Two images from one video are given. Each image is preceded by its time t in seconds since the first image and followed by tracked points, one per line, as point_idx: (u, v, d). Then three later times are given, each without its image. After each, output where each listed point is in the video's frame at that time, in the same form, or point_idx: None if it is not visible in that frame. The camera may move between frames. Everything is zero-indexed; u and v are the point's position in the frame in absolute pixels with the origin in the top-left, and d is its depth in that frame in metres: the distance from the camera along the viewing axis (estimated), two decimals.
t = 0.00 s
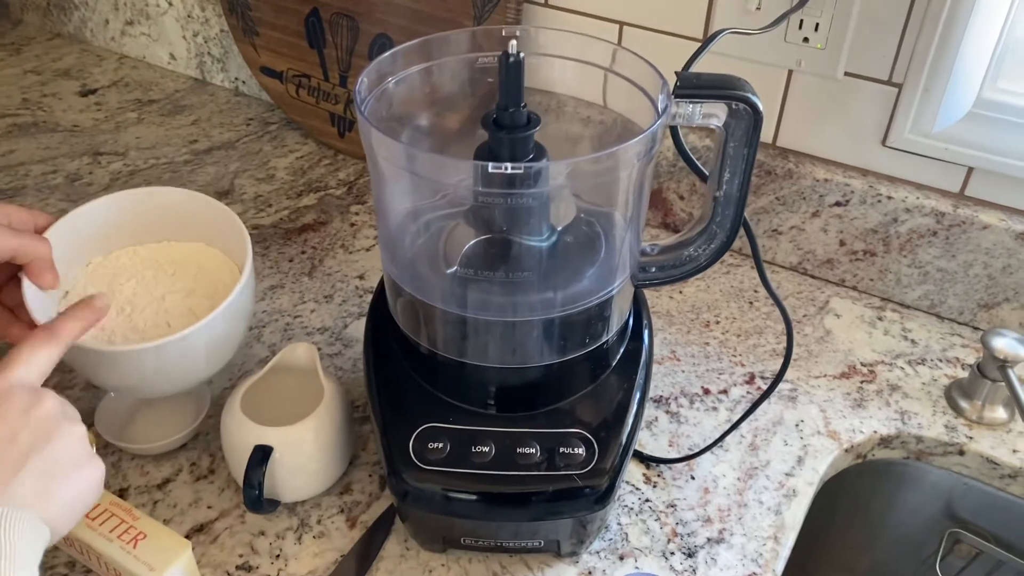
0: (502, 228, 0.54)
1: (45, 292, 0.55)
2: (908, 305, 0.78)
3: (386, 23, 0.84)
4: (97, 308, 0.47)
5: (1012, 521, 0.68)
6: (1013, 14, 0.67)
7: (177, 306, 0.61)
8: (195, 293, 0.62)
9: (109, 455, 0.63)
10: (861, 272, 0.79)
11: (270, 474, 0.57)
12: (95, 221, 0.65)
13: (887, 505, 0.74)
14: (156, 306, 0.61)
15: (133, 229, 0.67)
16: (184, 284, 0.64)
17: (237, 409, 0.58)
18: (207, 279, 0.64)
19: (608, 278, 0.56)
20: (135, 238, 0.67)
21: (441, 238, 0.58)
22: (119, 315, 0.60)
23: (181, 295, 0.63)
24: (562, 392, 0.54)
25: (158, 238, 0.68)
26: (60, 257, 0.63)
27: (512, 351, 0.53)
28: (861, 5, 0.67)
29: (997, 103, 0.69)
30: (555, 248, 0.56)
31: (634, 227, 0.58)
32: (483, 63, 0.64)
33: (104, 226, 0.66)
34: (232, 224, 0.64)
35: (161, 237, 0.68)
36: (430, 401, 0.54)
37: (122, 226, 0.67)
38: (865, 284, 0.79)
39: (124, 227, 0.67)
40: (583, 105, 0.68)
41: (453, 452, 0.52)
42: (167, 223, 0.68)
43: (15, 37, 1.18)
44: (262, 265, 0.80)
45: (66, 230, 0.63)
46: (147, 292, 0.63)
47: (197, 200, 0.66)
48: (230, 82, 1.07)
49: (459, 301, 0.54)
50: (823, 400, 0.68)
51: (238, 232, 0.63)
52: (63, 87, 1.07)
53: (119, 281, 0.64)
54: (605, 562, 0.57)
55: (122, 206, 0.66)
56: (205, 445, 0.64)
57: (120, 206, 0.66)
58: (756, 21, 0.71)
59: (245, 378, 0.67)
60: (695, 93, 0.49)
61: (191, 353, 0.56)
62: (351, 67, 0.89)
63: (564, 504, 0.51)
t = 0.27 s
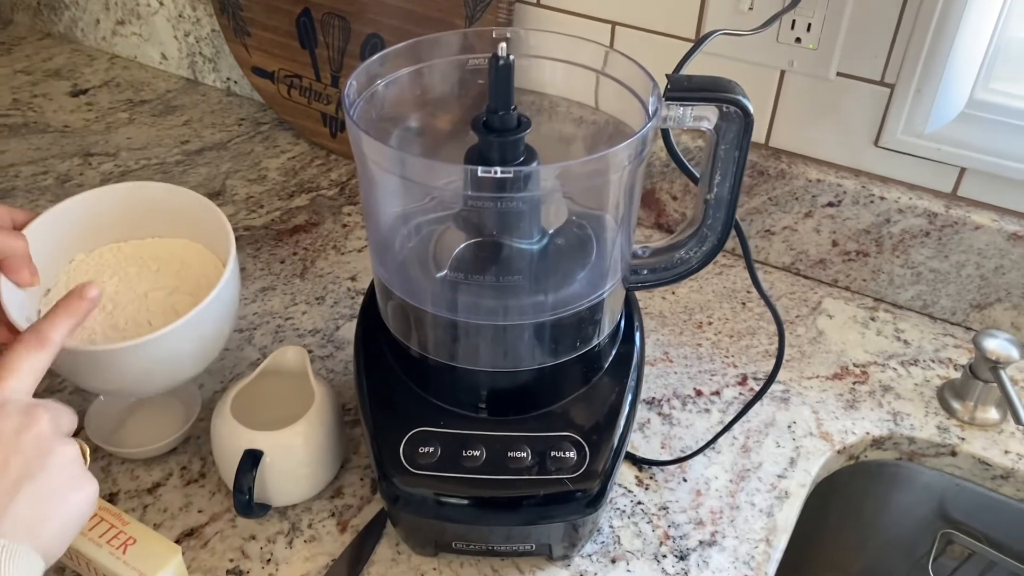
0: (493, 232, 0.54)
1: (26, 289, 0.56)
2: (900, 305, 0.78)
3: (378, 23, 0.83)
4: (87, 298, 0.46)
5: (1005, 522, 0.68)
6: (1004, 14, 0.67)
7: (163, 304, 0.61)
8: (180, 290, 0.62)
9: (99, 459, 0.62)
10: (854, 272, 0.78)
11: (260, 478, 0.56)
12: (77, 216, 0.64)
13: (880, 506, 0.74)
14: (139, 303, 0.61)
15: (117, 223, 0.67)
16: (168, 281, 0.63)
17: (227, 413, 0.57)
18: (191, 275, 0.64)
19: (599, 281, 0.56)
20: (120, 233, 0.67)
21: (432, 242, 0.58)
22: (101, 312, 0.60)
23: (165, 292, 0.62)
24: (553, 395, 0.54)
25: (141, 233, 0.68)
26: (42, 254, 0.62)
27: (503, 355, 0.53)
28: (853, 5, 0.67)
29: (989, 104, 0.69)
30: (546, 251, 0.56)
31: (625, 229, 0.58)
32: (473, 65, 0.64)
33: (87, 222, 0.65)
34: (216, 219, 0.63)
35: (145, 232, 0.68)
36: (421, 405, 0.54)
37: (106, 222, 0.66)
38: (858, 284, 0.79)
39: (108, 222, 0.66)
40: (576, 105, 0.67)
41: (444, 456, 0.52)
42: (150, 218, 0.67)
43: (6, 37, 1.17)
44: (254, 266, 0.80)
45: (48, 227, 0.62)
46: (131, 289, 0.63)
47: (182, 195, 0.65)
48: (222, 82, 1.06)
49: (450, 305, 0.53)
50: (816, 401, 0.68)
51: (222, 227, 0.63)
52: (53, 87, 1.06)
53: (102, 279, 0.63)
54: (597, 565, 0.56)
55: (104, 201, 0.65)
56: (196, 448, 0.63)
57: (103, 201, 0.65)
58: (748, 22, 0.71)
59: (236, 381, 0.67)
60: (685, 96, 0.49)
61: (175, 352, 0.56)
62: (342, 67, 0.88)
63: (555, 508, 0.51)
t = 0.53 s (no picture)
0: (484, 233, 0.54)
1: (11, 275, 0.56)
2: (894, 304, 0.78)
3: (369, 22, 0.83)
4: (65, 334, 0.36)
5: (998, 520, 0.68)
6: (996, 13, 0.67)
7: (159, 274, 0.66)
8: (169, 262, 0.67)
9: (89, 461, 0.62)
10: (847, 271, 0.78)
11: (251, 480, 0.56)
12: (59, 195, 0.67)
13: (873, 505, 0.74)
14: (133, 277, 0.66)
15: (97, 204, 0.70)
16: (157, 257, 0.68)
17: (217, 415, 0.57)
18: (177, 248, 0.68)
19: (591, 282, 0.55)
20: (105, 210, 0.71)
21: (422, 242, 0.58)
22: (99, 287, 0.65)
23: (154, 266, 0.67)
24: (545, 396, 0.54)
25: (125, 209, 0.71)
26: (31, 235, 0.66)
27: (495, 356, 0.53)
28: (845, 4, 0.67)
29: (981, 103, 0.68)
30: (538, 251, 0.56)
31: (616, 229, 0.58)
32: (464, 64, 0.63)
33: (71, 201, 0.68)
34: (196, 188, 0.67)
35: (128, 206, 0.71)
36: (412, 406, 0.54)
37: (91, 198, 0.70)
38: (851, 283, 0.79)
39: (93, 200, 0.70)
40: (568, 104, 0.67)
41: (435, 458, 0.52)
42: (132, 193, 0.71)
43: None
44: (245, 267, 0.79)
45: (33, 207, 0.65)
46: (119, 266, 0.67)
47: (161, 168, 0.69)
48: (213, 81, 1.06)
49: (441, 306, 0.53)
50: (809, 400, 0.68)
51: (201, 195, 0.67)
52: (44, 86, 1.06)
53: (88, 259, 0.67)
54: (589, 566, 0.56)
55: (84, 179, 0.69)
56: (187, 450, 0.63)
57: (83, 180, 0.69)
58: (740, 21, 0.71)
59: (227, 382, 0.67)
60: (677, 95, 0.49)
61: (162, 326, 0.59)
62: (334, 66, 0.88)
63: (548, 509, 0.51)
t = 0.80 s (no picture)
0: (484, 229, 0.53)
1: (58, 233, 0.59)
2: (893, 300, 0.78)
3: (367, 18, 0.82)
4: None
5: (999, 516, 0.68)
6: (995, 8, 0.66)
7: (194, 221, 0.67)
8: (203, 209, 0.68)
9: (86, 461, 0.62)
10: (847, 267, 0.78)
11: (251, 479, 0.56)
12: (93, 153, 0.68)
13: (873, 501, 0.74)
14: (170, 225, 0.66)
15: (132, 163, 0.71)
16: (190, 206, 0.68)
17: (216, 413, 0.56)
18: (208, 197, 0.69)
19: (592, 278, 0.55)
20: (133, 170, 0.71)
21: (422, 239, 0.57)
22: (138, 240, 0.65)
23: (189, 215, 0.67)
24: (546, 393, 0.54)
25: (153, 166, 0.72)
26: (65, 193, 0.66)
27: (496, 353, 0.53)
28: None
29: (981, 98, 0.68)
30: (538, 247, 0.55)
31: (617, 225, 0.58)
32: (464, 60, 0.63)
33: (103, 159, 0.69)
34: (224, 139, 0.68)
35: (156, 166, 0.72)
36: (412, 404, 0.54)
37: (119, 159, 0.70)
38: (850, 279, 0.79)
39: (121, 159, 0.70)
40: (567, 100, 0.67)
41: (436, 456, 0.51)
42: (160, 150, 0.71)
43: None
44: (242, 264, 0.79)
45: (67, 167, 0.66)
46: (153, 219, 0.67)
47: (191, 122, 0.69)
48: (209, 78, 1.05)
49: (441, 303, 0.53)
50: (809, 396, 0.68)
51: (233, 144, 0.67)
52: (39, 84, 1.05)
53: (122, 213, 0.67)
54: (591, 564, 0.56)
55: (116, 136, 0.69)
56: (185, 449, 0.63)
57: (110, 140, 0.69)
58: (739, 16, 0.70)
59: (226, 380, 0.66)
60: (678, 91, 0.48)
61: (202, 260, 0.60)
62: (331, 63, 0.87)
63: (549, 507, 0.51)
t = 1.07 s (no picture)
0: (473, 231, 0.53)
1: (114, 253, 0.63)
2: (885, 299, 0.78)
3: (357, 18, 0.82)
4: None
5: (990, 515, 0.68)
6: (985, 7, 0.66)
7: (236, 261, 0.68)
8: (246, 249, 0.69)
9: (75, 464, 0.61)
10: (838, 267, 0.78)
11: (240, 482, 0.55)
12: (162, 184, 0.71)
13: (865, 500, 0.74)
14: (215, 260, 0.68)
15: (179, 199, 0.73)
16: (234, 244, 0.70)
17: (205, 416, 0.56)
18: (250, 235, 0.71)
19: (581, 280, 0.55)
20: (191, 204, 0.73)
21: (411, 240, 0.57)
22: (183, 269, 0.67)
23: (232, 251, 0.69)
24: (536, 395, 0.54)
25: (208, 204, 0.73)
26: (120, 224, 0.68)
27: (485, 355, 0.52)
28: None
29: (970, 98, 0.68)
30: (528, 249, 0.55)
31: (606, 226, 0.58)
32: (453, 61, 0.63)
33: (168, 192, 0.72)
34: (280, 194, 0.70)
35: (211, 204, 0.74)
36: (402, 406, 0.54)
37: (182, 194, 0.72)
38: (842, 279, 0.79)
39: (183, 193, 0.72)
40: (558, 101, 0.67)
41: (425, 458, 0.51)
42: (216, 194, 0.73)
43: None
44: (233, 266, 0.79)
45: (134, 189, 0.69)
46: (199, 251, 0.69)
47: (254, 177, 0.71)
48: (200, 79, 1.05)
49: (430, 305, 0.53)
50: (801, 397, 0.68)
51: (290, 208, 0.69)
52: (29, 85, 1.05)
53: (170, 243, 0.69)
54: (581, 566, 0.56)
55: (192, 174, 0.72)
56: (175, 452, 0.62)
57: (164, 179, 0.71)
58: (729, 16, 0.70)
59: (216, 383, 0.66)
60: (667, 92, 0.48)
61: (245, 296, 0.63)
62: (322, 63, 0.87)
63: (539, 509, 0.50)
